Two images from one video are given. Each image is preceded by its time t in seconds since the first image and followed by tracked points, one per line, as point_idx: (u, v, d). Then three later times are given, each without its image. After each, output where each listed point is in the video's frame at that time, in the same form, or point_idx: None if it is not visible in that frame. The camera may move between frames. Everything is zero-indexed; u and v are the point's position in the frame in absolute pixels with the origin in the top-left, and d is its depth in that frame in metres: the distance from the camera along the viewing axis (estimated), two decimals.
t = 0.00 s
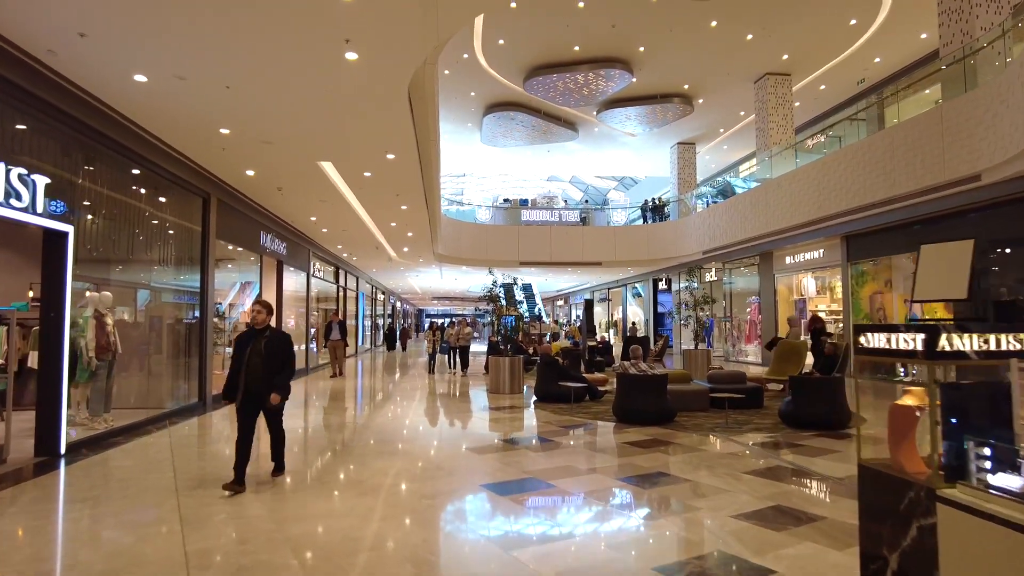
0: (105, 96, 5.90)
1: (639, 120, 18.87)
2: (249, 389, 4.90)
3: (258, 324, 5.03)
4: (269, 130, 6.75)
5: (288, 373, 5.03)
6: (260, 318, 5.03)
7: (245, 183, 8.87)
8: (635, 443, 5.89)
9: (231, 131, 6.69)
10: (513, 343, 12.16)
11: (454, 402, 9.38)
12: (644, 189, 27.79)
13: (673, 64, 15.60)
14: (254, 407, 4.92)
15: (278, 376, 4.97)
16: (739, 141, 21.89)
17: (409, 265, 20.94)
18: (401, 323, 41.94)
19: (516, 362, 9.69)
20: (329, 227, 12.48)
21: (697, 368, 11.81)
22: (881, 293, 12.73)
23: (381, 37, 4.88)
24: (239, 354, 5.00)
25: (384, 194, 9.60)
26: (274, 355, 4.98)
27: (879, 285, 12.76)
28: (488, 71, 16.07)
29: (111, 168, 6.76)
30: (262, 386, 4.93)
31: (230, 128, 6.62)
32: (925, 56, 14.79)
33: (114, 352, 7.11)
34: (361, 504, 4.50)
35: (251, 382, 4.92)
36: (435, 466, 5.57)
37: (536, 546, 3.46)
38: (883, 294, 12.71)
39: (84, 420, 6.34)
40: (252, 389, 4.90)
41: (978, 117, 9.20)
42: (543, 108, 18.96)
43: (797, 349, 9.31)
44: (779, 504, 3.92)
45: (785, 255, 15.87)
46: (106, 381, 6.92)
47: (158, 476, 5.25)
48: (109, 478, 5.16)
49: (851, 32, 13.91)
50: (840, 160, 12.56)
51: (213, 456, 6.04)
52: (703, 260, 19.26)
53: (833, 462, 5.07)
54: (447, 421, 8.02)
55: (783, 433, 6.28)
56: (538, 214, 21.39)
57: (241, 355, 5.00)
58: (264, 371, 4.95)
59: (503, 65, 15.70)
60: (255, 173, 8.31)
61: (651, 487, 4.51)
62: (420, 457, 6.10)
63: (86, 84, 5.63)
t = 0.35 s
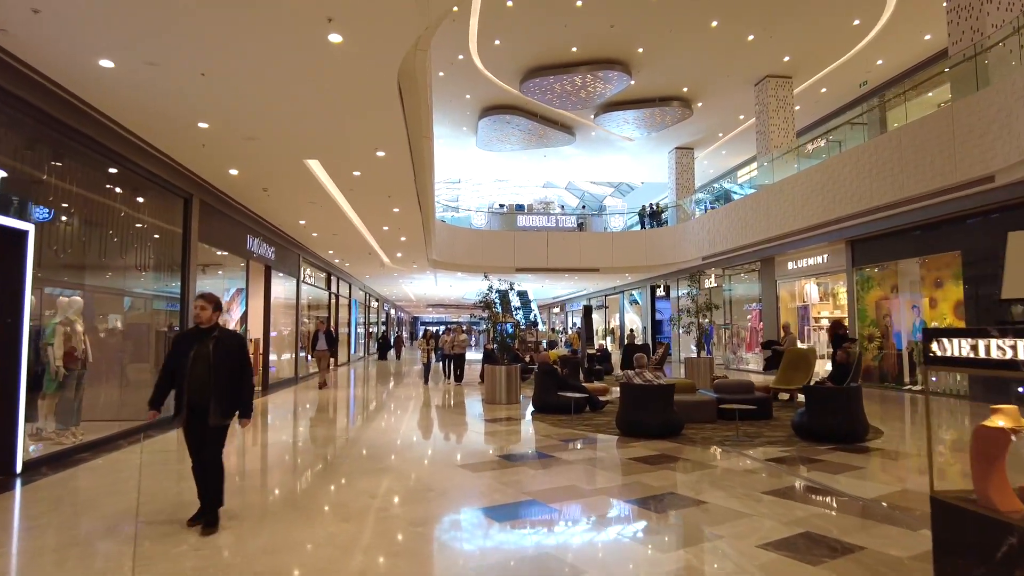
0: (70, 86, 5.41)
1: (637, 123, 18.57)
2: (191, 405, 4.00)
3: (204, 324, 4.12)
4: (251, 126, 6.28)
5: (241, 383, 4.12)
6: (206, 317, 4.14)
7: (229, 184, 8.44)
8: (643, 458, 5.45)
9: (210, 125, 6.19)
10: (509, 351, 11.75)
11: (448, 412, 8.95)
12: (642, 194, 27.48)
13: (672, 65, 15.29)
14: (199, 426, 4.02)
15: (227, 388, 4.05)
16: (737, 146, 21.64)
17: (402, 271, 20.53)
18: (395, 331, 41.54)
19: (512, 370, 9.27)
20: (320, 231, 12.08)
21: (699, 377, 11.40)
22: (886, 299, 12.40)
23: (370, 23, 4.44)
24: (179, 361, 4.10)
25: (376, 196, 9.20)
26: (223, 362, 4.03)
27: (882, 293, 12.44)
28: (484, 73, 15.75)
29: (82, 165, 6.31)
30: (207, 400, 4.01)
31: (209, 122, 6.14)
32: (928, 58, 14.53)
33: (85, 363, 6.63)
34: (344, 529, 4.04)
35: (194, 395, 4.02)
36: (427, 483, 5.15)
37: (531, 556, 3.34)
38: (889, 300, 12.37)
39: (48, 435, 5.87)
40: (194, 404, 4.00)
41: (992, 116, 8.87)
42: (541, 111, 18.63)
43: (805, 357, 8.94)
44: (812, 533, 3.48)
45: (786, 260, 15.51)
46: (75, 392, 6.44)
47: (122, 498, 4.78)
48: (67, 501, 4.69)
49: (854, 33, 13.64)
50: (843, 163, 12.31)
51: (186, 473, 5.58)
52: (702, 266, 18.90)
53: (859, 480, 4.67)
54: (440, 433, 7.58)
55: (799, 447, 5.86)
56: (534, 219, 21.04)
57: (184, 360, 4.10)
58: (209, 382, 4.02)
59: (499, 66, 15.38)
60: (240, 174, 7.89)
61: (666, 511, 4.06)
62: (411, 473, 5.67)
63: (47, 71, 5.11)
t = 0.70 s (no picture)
0: (41, 76, 5.01)
1: (638, 129, 18.27)
2: (125, 445, 2.79)
3: (143, 334, 2.85)
4: (238, 122, 5.89)
5: (191, 409, 2.93)
6: (146, 325, 2.86)
7: (217, 186, 8.04)
8: (658, 478, 5.05)
9: (194, 120, 5.80)
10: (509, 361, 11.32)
11: (446, 427, 8.50)
12: (641, 203, 27.20)
13: (675, 69, 15.00)
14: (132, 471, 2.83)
15: (175, 417, 2.86)
16: (739, 153, 21.41)
17: (399, 280, 20.13)
18: (390, 341, 41.10)
19: (514, 382, 8.86)
20: (313, 237, 11.70)
21: (707, 388, 11.01)
22: (899, 308, 12.01)
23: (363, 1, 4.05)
24: (103, 380, 2.83)
25: (371, 199, 8.81)
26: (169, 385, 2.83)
27: (892, 300, 12.12)
28: (483, 77, 15.43)
29: (56, 163, 5.87)
30: (145, 437, 2.80)
31: (192, 117, 5.75)
32: (934, 62, 14.30)
33: (57, 375, 6.16)
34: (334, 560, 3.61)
35: (127, 432, 2.80)
36: (425, 504, 4.72)
37: (528, 570, 3.22)
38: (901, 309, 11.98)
39: (14, 452, 5.44)
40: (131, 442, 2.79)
41: (1012, 118, 8.58)
42: (540, 118, 18.32)
43: (821, 367, 8.54)
44: (863, 568, 3.07)
45: (793, 268, 15.15)
46: (45, 406, 5.99)
47: (90, 524, 4.34)
48: (28, 528, 4.24)
49: (860, 37, 13.41)
50: (851, 168, 12.03)
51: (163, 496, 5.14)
52: (705, 274, 18.56)
53: (898, 502, 4.27)
54: (439, 448, 7.16)
55: (825, 464, 5.46)
56: (533, 227, 20.70)
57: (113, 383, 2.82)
58: (149, 412, 2.81)
59: (498, 70, 15.06)
60: (228, 175, 7.49)
61: (692, 540, 3.65)
62: (406, 491, 5.24)
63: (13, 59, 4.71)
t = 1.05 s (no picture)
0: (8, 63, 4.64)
1: (640, 134, 17.99)
2: None
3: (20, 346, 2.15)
4: (223, 115, 5.52)
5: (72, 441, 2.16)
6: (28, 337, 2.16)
7: (203, 187, 7.65)
8: (673, 500, 4.66)
9: (175, 113, 5.43)
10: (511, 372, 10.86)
11: (442, 440, 8.10)
12: (641, 209, 26.93)
13: (678, 72, 14.71)
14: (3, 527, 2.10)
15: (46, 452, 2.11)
16: (741, 159, 21.17)
17: (396, 287, 19.75)
18: (387, 349, 40.69)
19: (515, 392, 8.46)
20: (307, 242, 11.34)
21: (714, 399, 10.63)
22: (910, 316, 11.66)
23: None
24: None
25: (366, 200, 8.44)
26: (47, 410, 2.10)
27: (904, 308, 11.75)
28: (483, 80, 15.13)
29: (27, 159, 5.46)
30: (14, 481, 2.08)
31: (173, 109, 5.38)
32: (943, 65, 14.05)
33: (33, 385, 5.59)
34: None
35: None
36: (420, 527, 4.33)
37: None
38: (912, 317, 11.63)
39: None
40: None
41: None
42: (541, 122, 18.00)
43: (839, 378, 8.17)
44: None
45: (799, 275, 14.80)
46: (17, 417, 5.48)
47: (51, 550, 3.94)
48: None
49: (868, 38, 13.14)
50: (861, 172, 11.76)
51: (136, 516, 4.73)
52: (707, 281, 18.23)
53: (940, 528, 3.89)
54: (436, 463, 6.76)
55: (852, 484, 5.07)
56: (533, 233, 20.37)
57: None
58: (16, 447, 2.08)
59: (498, 73, 14.76)
60: (215, 174, 7.13)
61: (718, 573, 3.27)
62: (398, 508, 4.84)
63: None
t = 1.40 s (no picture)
0: None
1: (635, 136, 17.69)
2: None
3: None
4: (197, 101, 5.11)
5: None
6: None
7: (181, 183, 7.21)
8: (686, 520, 4.28)
9: (145, 99, 5.01)
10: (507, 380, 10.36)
11: (434, 452, 7.67)
12: (636, 213, 26.67)
13: (676, 72, 14.43)
14: None
15: None
16: (737, 162, 20.94)
17: (386, 291, 19.32)
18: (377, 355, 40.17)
19: (511, 400, 8.05)
20: (293, 244, 10.91)
21: (715, 407, 10.30)
22: (915, 321, 11.33)
23: None
24: None
25: (354, 198, 8.02)
26: None
27: (909, 313, 11.44)
28: (476, 80, 14.79)
29: None
30: None
31: (143, 95, 4.96)
32: (944, 66, 13.82)
33: None
34: None
35: None
36: (410, 551, 3.91)
37: None
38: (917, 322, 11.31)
39: None
40: None
41: None
42: (535, 124, 17.66)
43: (849, 385, 7.80)
44: None
45: (800, 279, 14.48)
46: None
47: None
48: None
49: (869, 38, 12.89)
50: (864, 174, 11.51)
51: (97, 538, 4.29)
52: (705, 285, 17.94)
53: (986, 554, 3.52)
54: (427, 476, 6.33)
55: (877, 500, 4.70)
56: (527, 237, 20.01)
57: None
58: None
59: (492, 72, 14.43)
60: (193, 169, 6.71)
61: None
62: (386, 528, 4.43)
63: None
